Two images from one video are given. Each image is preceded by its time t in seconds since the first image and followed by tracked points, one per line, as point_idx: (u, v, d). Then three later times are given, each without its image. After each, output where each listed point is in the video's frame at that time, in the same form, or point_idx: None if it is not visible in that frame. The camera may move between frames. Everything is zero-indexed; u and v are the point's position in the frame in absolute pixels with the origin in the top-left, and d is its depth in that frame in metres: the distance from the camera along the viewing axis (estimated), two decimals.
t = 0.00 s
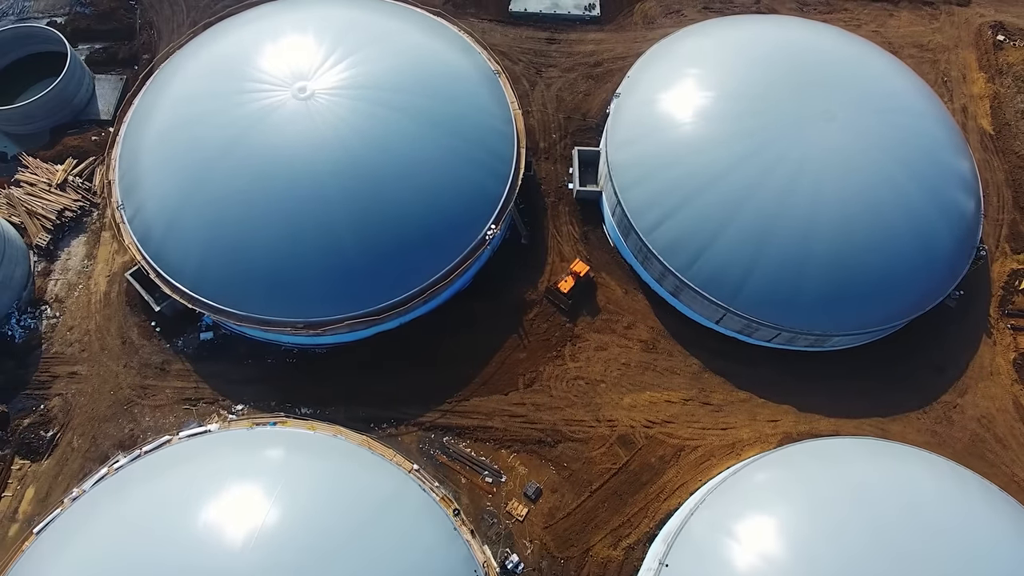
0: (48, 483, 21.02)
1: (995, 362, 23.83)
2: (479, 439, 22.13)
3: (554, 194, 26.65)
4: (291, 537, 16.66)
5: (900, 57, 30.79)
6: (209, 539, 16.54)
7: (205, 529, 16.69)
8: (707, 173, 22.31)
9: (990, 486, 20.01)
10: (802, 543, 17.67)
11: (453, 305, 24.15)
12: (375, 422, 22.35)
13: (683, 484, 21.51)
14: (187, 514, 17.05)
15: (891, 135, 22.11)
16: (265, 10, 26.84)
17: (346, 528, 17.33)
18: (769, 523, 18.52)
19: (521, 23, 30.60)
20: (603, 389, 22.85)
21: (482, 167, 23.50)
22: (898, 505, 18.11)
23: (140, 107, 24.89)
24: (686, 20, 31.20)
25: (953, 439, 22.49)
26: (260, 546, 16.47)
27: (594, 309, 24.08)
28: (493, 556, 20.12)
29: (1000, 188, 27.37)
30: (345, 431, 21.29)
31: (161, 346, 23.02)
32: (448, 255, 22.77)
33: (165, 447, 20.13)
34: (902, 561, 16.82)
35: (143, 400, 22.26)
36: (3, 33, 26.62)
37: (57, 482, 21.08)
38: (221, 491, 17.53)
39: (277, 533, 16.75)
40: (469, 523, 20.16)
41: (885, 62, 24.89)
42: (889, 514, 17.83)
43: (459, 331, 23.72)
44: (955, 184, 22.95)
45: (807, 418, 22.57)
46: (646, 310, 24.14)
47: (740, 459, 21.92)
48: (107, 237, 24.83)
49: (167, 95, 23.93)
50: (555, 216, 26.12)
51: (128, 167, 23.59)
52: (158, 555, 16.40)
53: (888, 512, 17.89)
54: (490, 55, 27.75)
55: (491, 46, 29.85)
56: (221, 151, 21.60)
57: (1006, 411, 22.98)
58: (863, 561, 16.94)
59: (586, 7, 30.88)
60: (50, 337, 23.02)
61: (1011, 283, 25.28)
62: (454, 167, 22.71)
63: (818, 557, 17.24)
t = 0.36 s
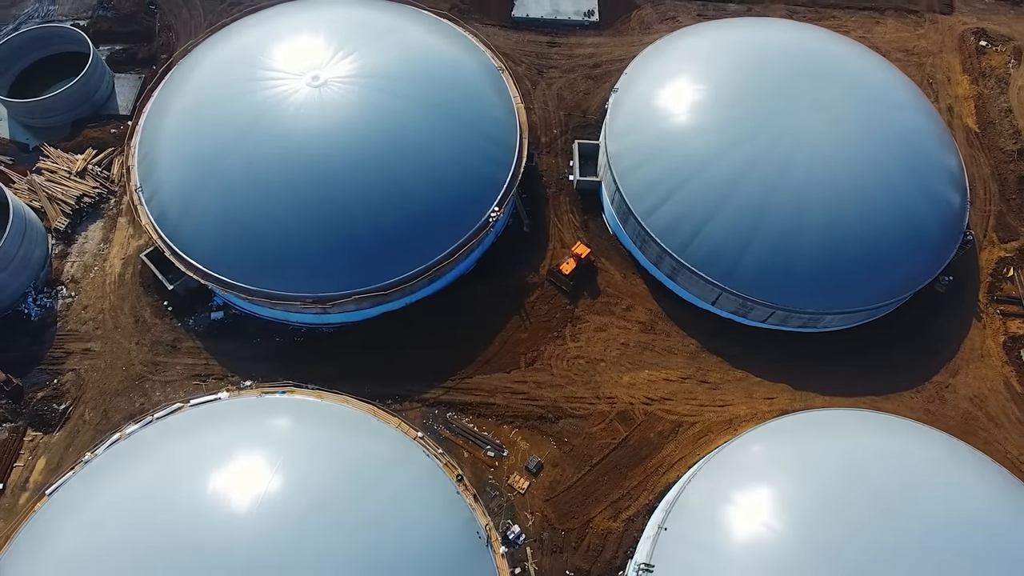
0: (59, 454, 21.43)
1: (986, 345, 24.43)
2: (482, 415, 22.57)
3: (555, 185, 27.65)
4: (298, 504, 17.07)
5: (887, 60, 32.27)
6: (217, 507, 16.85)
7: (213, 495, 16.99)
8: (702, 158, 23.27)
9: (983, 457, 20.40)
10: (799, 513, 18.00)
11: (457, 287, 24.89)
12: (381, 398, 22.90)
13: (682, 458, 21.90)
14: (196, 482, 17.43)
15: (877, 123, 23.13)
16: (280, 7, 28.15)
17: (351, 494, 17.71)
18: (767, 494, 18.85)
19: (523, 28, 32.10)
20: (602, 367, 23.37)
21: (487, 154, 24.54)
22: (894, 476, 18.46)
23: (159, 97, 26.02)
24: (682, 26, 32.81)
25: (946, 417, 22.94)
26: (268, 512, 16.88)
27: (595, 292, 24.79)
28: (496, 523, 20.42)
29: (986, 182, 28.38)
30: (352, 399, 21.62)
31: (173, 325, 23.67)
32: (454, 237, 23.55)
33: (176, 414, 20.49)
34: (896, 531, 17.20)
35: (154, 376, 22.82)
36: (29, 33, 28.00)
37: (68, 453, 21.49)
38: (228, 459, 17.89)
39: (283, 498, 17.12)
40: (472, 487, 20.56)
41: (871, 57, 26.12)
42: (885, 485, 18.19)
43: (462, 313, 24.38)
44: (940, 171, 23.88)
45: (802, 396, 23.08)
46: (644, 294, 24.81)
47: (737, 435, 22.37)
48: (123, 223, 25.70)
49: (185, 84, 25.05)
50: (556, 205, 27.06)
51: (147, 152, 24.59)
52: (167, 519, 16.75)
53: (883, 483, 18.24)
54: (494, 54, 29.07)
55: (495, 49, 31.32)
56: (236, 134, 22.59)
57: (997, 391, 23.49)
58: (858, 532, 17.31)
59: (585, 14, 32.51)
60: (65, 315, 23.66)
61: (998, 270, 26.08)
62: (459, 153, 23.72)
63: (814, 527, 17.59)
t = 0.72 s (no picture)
0: (72, 427, 21.87)
1: (974, 330, 25.15)
2: (484, 393, 23.11)
3: (555, 180, 28.76)
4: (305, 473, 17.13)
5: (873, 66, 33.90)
6: (224, 480, 16.73)
7: (221, 466, 16.95)
8: (697, 148, 24.36)
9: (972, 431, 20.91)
10: (795, 479, 18.36)
11: (461, 274, 25.74)
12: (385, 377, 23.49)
13: (679, 435, 22.43)
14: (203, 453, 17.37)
15: (862, 115, 24.30)
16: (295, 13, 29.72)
17: (357, 461, 17.86)
18: (762, 462, 19.28)
19: (525, 37, 34.16)
20: (601, 349, 24.04)
21: (490, 145, 25.68)
22: (885, 443, 18.93)
23: (178, 93, 27.33)
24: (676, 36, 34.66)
25: (937, 397, 23.52)
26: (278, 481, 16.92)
27: (594, 278, 25.63)
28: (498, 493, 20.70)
29: (970, 179, 29.53)
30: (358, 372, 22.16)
31: (186, 307, 24.47)
32: (458, 223, 24.50)
33: (184, 387, 20.75)
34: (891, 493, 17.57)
35: (167, 355, 23.49)
36: (54, 35, 29.59)
37: (81, 427, 21.93)
38: (235, 430, 17.86)
39: (292, 467, 17.14)
40: (474, 457, 20.94)
41: (855, 59, 27.56)
42: (876, 452, 18.66)
43: (466, 297, 25.15)
44: (924, 161, 24.94)
45: (795, 376, 23.73)
46: (642, 280, 25.63)
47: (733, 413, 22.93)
48: (139, 212, 26.71)
49: (204, 80, 26.37)
50: (556, 198, 28.11)
51: (165, 142, 25.74)
52: (175, 486, 16.71)
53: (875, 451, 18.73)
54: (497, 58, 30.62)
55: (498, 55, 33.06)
56: (252, 122, 23.70)
57: (985, 373, 24.12)
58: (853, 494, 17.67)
59: (584, 23, 34.62)
60: (81, 297, 24.43)
61: (984, 260, 26.98)
62: (463, 144, 24.88)
63: (810, 490, 17.98)
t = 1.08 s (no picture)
0: (85, 404, 22.43)
1: (960, 319, 25.96)
2: (486, 375, 23.82)
3: (555, 178, 29.95)
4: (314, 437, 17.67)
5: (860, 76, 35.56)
6: (232, 449, 17.20)
7: (230, 434, 17.49)
8: (690, 142, 25.56)
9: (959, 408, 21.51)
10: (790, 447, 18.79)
11: (465, 264, 26.73)
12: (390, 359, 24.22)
13: (675, 415, 23.09)
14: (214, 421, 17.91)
15: (846, 113, 25.66)
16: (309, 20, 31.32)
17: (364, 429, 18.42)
18: (758, 433, 19.70)
19: (526, 47, 35.96)
20: (599, 334, 24.85)
21: (491, 140, 26.94)
22: (876, 416, 19.46)
23: (196, 93, 28.73)
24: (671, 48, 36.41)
25: (925, 381, 24.21)
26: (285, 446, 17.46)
27: (592, 269, 26.59)
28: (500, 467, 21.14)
29: (953, 180, 30.77)
30: (365, 349, 22.87)
31: (199, 293, 25.38)
32: (460, 213, 25.53)
33: (197, 361, 21.36)
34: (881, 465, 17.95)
35: (179, 337, 24.28)
36: (71, 45, 31.31)
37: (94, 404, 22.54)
38: (245, 400, 18.40)
39: (300, 434, 17.68)
40: (477, 430, 21.50)
41: (840, 65, 29.04)
42: (868, 423, 19.17)
43: (468, 286, 26.05)
44: (907, 157, 26.18)
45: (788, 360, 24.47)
46: (638, 271, 26.58)
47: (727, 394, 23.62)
48: (155, 205, 27.82)
49: (221, 79, 27.77)
50: (556, 196, 29.25)
51: (183, 136, 26.99)
52: (185, 453, 17.21)
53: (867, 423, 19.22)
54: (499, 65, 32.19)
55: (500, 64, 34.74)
56: (268, 115, 24.94)
57: (972, 359, 24.87)
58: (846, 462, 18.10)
59: (583, 36, 36.46)
60: (98, 283, 25.34)
61: (969, 255, 27.95)
62: (468, 139, 26.14)
63: (804, 458, 18.40)
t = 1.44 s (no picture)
0: (99, 385, 23.03)
1: (948, 311, 26.80)
2: (488, 361, 24.51)
3: (554, 179, 31.12)
4: (322, 409, 18.35)
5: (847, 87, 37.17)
6: (239, 420, 17.84)
7: (242, 405, 18.12)
8: (684, 140, 26.70)
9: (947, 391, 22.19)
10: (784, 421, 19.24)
11: (467, 258, 27.68)
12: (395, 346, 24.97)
13: (671, 400, 23.77)
14: (227, 396, 18.63)
15: (832, 113, 26.83)
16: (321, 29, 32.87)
17: (369, 402, 19.01)
18: (753, 411, 20.11)
19: (527, 59, 37.79)
20: (597, 324, 25.65)
21: (492, 139, 28.12)
22: (868, 393, 19.94)
23: (213, 96, 30.14)
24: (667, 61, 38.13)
25: (915, 369, 24.93)
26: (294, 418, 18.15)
27: (591, 263, 27.54)
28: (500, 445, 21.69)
29: (939, 183, 31.94)
30: (371, 333, 23.65)
31: (211, 284, 26.27)
32: (462, 206, 26.54)
33: (209, 342, 22.08)
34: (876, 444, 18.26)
35: (191, 325, 25.07)
36: (91, 54, 32.90)
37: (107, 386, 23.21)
38: (255, 375, 19.21)
39: (309, 405, 18.35)
40: (478, 411, 22.16)
41: (827, 71, 30.40)
42: (860, 400, 19.63)
43: (471, 278, 26.96)
44: (892, 156, 27.31)
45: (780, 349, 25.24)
46: (635, 265, 27.52)
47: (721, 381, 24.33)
48: (170, 202, 28.93)
49: (238, 82, 29.17)
50: (556, 195, 30.36)
51: (200, 135, 28.31)
52: (195, 423, 17.92)
53: (860, 399, 19.67)
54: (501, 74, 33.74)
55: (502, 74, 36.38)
56: (281, 114, 26.14)
57: (960, 349, 25.64)
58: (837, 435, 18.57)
59: (581, 48, 38.51)
60: (113, 274, 26.20)
61: (956, 252, 28.92)
62: (471, 138, 27.31)
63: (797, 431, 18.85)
